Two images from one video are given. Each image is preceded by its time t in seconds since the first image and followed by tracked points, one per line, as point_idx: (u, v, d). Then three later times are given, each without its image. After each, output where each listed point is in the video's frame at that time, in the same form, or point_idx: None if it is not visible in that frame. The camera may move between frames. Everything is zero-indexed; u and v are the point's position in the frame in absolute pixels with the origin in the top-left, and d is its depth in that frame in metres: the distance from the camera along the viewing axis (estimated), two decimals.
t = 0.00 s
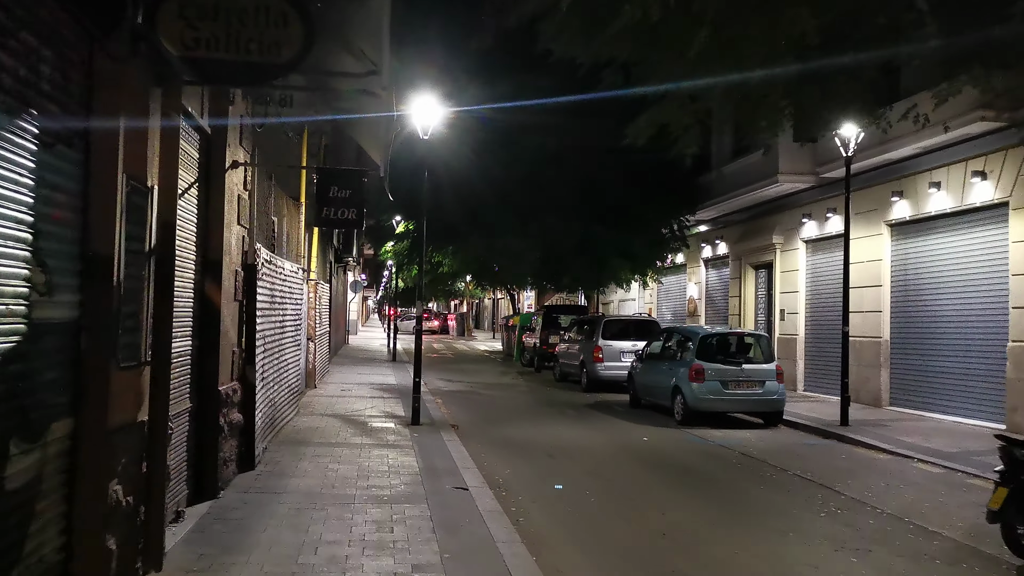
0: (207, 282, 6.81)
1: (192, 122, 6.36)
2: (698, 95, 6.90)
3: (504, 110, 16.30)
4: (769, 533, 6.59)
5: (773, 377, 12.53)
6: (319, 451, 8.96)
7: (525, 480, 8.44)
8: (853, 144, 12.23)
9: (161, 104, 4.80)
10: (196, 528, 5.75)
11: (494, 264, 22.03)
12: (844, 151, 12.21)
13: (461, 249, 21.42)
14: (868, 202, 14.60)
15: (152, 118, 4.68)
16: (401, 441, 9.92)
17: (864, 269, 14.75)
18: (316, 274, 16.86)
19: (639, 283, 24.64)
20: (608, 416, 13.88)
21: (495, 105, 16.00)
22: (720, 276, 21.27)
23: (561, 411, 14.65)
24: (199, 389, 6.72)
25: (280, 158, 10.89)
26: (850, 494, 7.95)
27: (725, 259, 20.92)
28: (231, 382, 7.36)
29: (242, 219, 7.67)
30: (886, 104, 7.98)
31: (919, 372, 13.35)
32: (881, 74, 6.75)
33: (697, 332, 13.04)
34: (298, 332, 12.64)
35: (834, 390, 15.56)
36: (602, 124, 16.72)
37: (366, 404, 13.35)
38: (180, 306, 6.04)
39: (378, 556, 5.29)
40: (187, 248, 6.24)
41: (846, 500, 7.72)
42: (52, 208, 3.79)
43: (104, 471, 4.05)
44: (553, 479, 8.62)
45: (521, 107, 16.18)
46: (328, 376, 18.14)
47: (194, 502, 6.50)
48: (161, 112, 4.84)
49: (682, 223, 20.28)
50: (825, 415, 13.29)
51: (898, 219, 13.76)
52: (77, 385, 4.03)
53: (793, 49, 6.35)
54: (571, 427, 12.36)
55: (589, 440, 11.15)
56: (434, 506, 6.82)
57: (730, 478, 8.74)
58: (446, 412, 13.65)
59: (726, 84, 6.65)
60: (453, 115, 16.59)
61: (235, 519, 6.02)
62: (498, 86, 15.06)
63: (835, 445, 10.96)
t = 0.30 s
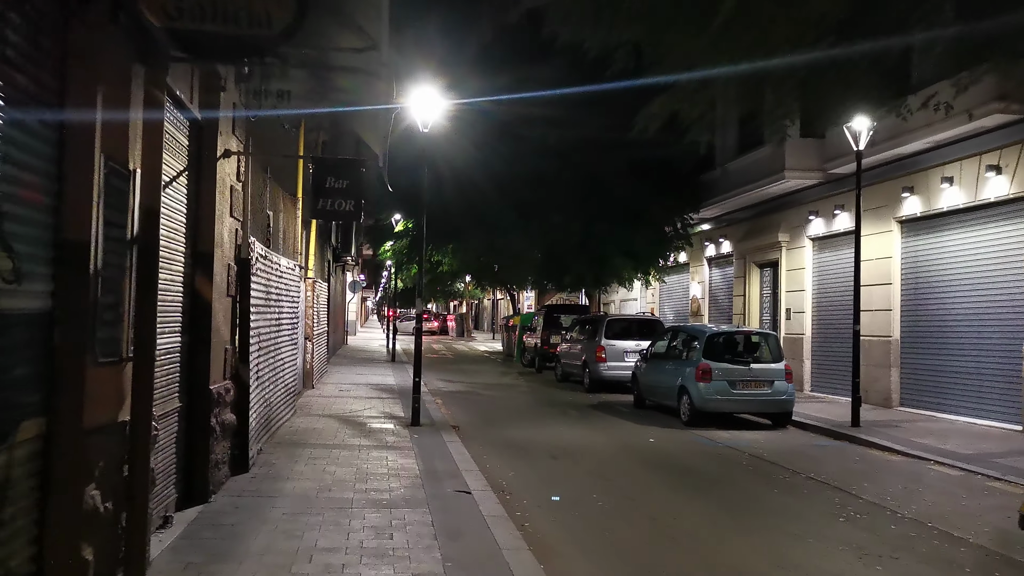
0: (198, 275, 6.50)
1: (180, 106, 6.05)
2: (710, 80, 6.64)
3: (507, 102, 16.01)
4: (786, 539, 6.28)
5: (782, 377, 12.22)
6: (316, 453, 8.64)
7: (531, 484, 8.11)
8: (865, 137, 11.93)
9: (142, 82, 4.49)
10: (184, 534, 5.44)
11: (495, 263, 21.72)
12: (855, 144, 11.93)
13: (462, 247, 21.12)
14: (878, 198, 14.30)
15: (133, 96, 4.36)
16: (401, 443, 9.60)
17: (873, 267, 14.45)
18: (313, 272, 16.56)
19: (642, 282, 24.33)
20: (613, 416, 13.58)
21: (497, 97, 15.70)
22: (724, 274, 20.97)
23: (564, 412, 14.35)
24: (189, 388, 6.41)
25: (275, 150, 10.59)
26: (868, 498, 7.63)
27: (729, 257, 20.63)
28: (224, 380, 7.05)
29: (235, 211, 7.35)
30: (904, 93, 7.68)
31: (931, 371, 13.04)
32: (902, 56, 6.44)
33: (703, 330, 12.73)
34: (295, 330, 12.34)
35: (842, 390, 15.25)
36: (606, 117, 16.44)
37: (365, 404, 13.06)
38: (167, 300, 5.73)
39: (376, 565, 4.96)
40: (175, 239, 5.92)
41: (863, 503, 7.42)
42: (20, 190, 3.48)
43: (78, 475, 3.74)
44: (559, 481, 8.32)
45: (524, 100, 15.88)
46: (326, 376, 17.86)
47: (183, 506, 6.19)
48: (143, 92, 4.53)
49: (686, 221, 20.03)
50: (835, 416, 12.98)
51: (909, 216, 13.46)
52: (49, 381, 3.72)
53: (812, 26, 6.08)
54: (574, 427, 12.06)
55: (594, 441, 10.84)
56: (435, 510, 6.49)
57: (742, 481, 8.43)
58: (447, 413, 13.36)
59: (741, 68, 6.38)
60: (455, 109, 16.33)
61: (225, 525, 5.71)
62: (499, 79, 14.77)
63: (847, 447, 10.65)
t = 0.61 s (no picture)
0: (186, 276, 6.14)
1: (166, 96, 5.69)
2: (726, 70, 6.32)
3: (510, 97, 15.67)
4: (809, 553, 5.96)
5: (794, 380, 11.87)
6: (313, 461, 8.29)
7: (538, 495, 7.75)
8: (880, 132, 11.56)
9: (121, 68, 4.15)
10: (170, 553, 5.10)
11: (496, 262, 21.35)
12: (868, 140, 11.57)
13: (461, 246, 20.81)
14: (890, 195, 13.95)
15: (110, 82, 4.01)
16: (402, 449, 9.24)
17: (885, 267, 14.11)
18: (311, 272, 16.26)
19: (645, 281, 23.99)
20: (618, 419, 13.25)
21: (501, 91, 15.36)
22: (728, 274, 20.63)
23: (568, 415, 14.03)
24: (177, 395, 6.06)
25: (271, 146, 10.22)
26: (890, 509, 7.29)
27: (734, 256, 20.30)
28: (215, 387, 6.69)
29: (227, 208, 7.02)
30: (929, 83, 7.32)
31: (944, 374, 12.72)
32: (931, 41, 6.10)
33: (712, 332, 12.38)
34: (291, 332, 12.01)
35: (852, 392, 14.90)
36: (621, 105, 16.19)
37: (363, 408, 12.74)
38: (152, 303, 5.37)
39: None
40: (161, 237, 5.57)
41: (886, 515, 7.08)
42: None
43: (45, 498, 3.40)
44: (565, 491, 7.99)
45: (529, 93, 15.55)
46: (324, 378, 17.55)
47: (171, 521, 5.86)
48: (122, 78, 4.18)
49: (691, 219, 19.70)
50: (847, 420, 12.63)
51: (923, 214, 13.12)
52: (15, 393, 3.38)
53: (836, 10, 5.74)
54: (579, 431, 11.72)
55: (600, 446, 10.49)
56: (439, 526, 6.12)
57: (757, 491, 8.08)
58: (448, 416, 13.03)
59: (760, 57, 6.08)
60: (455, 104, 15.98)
61: (215, 543, 5.35)
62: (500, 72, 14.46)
63: (862, 452, 10.31)
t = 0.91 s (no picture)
0: (176, 272, 5.79)
1: (153, 80, 5.34)
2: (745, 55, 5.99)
3: (513, 89, 15.34)
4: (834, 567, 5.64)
5: (806, 382, 11.52)
6: (310, 466, 7.93)
7: (547, 503, 7.39)
8: (896, 126, 11.20)
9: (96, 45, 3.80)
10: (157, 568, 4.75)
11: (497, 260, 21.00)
12: (883, 134, 11.22)
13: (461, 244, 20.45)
14: (903, 192, 13.62)
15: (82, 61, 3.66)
16: (403, 453, 8.88)
17: (897, 265, 13.77)
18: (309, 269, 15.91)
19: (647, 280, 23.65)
20: (624, 421, 12.90)
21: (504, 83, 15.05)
22: (733, 272, 20.28)
23: (572, 416, 13.67)
24: (165, 400, 5.70)
25: (266, 138, 9.86)
26: (918, 519, 6.95)
27: (739, 255, 19.96)
28: (207, 390, 6.34)
29: (220, 201, 6.66)
30: (959, 70, 6.97)
31: (959, 375, 12.38)
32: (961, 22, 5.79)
33: (722, 332, 12.03)
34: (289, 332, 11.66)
35: (863, 394, 14.55)
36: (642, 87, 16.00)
37: (362, 409, 12.38)
38: (138, 302, 5.03)
39: None
40: (147, 231, 5.22)
41: (913, 525, 6.75)
42: None
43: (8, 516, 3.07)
44: (574, 497, 7.64)
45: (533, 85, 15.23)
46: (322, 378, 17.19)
47: (159, 533, 5.51)
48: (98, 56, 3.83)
49: (695, 217, 19.37)
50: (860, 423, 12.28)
51: (937, 210, 12.79)
52: None
53: None
54: (585, 434, 11.38)
55: (606, 449, 10.15)
56: (444, 538, 5.75)
57: (774, 498, 7.74)
58: (449, 418, 12.67)
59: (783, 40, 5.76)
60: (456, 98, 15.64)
61: (204, 558, 4.99)
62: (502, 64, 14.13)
63: (879, 457, 9.97)
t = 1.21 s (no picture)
0: (168, 276, 5.44)
1: (143, 71, 4.99)
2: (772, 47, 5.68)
3: (519, 84, 15.00)
4: None
5: (820, 386, 11.19)
6: (310, 477, 7.59)
7: (559, 517, 7.06)
8: (913, 122, 10.87)
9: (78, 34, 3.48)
10: None
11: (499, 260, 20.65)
12: (900, 131, 10.90)
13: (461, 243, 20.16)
14: (918, 190, 13.28)
15: (62, 53, 3.35)
16: (407, 462, 8.54)
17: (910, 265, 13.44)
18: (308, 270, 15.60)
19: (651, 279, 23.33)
20: (632, 426, 12.57)
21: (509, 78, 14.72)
22: (739, 272, 19.95)
23: (577, 420, 13.36)
24: (156, 412, 5.35)
25: (264, 135, 9.51)
26: (950, 535, 6.64)
27: (745, 254, 19.63)
28: (202, 400, 5.99)
29: (215, 200, 6.31)
30: (992, 62, 6.65)
31: (977, 378, 12.05)
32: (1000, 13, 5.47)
33: (733, 334, 11.69)
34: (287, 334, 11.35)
35: (876, 397, 14.22)
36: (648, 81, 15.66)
37: (362, 414, 12.05)
38: (125, 309, 4.68)
39: None
40: (136, 232, 4.87)
41: (944, 542, 6.43)
42: None
43: None
44: (587, 511, 7.32)
45: (538, 79, 14.89)
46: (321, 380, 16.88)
47: (149, 554, 5.17)
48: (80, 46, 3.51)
49: (701, 215, 19.05)
50: (875, 428, 11.96)
51: (953, 209, 12.45)
52: None
53: None
54: (593, 439, 11.04)
55: (615, 456, 9.83)
56: (453, 559, 5.41)
57: (795, 511, 7.42)
58: (452, 423, 12.34)
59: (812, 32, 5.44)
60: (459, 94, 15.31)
61: None
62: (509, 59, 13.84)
63: (898, 464, 9.65)
